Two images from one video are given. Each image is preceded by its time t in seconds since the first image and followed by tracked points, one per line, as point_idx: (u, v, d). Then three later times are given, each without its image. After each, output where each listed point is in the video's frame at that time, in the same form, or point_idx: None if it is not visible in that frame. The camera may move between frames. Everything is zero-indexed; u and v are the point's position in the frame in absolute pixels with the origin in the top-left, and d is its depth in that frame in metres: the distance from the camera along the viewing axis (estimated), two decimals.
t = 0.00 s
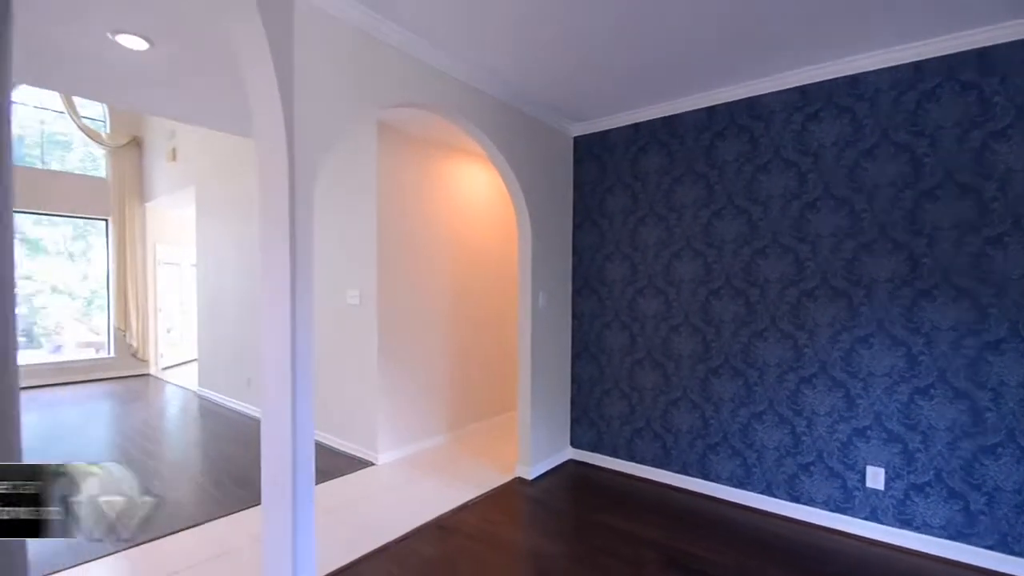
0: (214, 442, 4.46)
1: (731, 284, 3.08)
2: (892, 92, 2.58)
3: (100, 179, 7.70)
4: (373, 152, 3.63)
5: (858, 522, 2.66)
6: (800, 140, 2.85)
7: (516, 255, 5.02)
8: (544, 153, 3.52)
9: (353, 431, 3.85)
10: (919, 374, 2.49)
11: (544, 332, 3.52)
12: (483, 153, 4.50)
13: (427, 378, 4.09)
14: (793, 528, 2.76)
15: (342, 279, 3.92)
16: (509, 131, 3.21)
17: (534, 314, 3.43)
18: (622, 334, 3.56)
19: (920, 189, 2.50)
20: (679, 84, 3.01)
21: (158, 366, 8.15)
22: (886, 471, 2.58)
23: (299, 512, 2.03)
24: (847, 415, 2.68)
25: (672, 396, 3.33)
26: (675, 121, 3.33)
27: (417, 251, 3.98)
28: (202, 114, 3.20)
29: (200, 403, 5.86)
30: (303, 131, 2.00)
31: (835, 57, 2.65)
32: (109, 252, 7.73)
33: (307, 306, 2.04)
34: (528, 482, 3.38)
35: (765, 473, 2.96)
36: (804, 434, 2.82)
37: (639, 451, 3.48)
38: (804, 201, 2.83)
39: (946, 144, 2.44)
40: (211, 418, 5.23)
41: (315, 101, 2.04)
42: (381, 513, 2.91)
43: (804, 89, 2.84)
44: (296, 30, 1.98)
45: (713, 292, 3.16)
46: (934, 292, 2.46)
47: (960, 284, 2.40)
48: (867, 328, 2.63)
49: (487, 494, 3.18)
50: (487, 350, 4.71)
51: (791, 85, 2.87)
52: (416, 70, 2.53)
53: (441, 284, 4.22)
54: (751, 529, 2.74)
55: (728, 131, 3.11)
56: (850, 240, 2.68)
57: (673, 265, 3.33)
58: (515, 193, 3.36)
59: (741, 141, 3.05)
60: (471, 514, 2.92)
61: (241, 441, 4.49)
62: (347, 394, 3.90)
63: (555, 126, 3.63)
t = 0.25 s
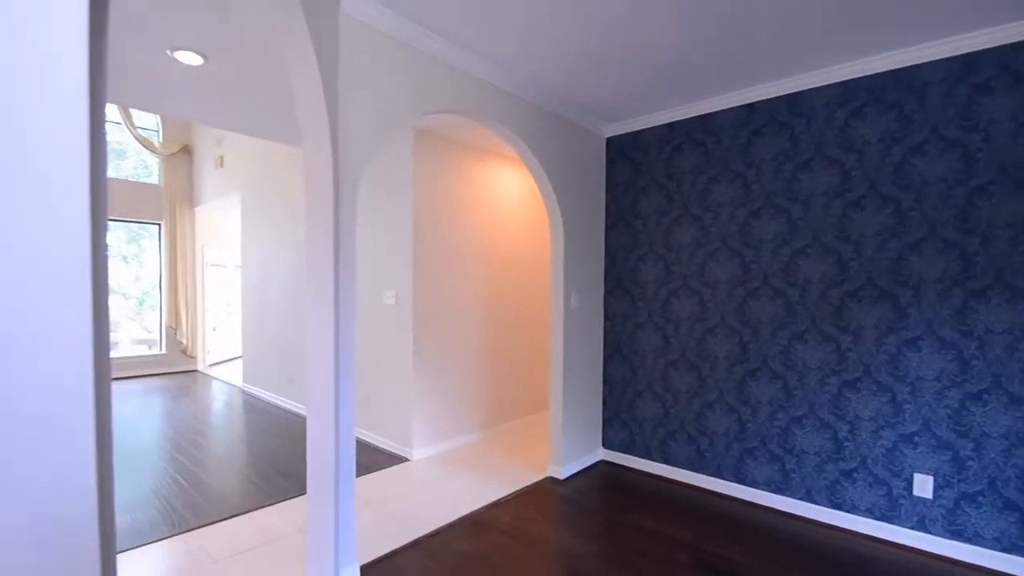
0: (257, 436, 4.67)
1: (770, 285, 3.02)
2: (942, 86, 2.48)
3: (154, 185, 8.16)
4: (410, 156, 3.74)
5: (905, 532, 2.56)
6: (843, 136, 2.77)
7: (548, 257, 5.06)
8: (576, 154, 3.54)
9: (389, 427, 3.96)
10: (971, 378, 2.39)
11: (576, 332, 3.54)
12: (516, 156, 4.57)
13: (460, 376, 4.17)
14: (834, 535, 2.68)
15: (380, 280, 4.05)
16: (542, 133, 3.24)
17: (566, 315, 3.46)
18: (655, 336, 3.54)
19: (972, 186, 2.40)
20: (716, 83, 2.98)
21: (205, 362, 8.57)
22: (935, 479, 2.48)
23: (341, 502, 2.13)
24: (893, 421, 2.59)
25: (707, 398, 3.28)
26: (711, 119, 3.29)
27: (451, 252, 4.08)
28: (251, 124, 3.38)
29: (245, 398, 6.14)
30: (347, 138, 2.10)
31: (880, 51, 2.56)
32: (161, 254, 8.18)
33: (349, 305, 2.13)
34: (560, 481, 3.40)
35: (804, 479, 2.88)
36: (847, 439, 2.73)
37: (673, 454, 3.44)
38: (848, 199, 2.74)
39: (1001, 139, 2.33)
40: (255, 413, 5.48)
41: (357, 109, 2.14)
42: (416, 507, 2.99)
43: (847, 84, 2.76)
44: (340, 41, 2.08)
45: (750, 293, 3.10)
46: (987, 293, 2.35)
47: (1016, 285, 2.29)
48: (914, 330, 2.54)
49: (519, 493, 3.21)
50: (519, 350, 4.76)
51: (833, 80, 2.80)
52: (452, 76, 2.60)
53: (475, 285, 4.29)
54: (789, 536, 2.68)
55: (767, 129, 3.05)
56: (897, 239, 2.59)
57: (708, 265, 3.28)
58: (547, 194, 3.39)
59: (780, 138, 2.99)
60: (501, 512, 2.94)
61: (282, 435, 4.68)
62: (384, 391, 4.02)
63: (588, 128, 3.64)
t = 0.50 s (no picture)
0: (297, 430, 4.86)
1: (809, 286, 2.96)
2: (993, 79, 2.38)
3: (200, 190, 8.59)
4: (444, 158, 3.83)
5: (952, 541, 2.48)
6: (886, 133, 2.69)
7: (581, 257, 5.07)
8: (609, 154, 3.55)
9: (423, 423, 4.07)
10: None
11: (608, 332, 3.55)
12: (550, 157, 4.62)
13: (493, 375, 4.24)
14: (876, 542, 2.61)
15: (415, 279, 4.16)
16: (574, 134, 3.27)
17: (598, 315, 3.47)
18: (689, 336, 3.51)
19: None
20: (752, 80, 2.93)
21: (247, 359, 8.95)
22: (985, 487, 2.39)
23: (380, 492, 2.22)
24: (940, 426, 2.51)
25: (743, 400, 3.24)
26: (747, 117, 3.24)
27: (485, 252, 4.15)
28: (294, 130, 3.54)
29: (286, 393, 6.40)
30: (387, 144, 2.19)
31: (927, 44, 2.48)
32: (208, 256, 8.60)
33: (388, 304, 2.23)
34: (591, 480, 3.42)
35: (844, 484, 2.81)
36: (890, 444, 2.65)
37: (708, 456, 3.41)
38: (892, 197, 2.66)
39: None
40: (296, 408, 5.70)
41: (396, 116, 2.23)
42: (451, 502, 3.06)
43: (891, 79, 2.68)
44: (381, 51, 2.17)
45: (788, 293, 3.04)
46: None
47: None
48: (963, 333, 2.45)
49: (551, 492, 3.23)
50: (551, 349, 4.79)
51: (876, 76, 2.72)
52: (486, 80, 2.66)
53: (507, 284, 4.35)
54: (828, 541, 2.62)
55: (806, 126, 2.98)
56: (945, 239, 2.50)
57: (744, 265, 3.24)
58: (579, 195, 3.42)
59: (820, 135, 2.92)
60: (534, 510, 2.98)
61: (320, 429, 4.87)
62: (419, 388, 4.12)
63: (620, 128, 3.65)
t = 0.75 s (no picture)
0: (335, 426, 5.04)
1: (850, 286, 2.88)
2: None
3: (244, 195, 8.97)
4: (478, 161, 3.90)
5: (1003, 551, 2.38)
6: (933, 128, 2.60)
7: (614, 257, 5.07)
8: (641, 155, 3.55)
9: (457, 421, 4.16)
10: None
11: (641, 332, 3.55)
12: (583, 158, 4.65)
13: (525, 374, 4.29)
14: (921, 550, 2.53)
15: (449, 280, 4.26)
16: (607, 136, 3.28)
17: (631, 315, 3.47)
18: (724, 337, 3.47)
19: None
20: (789, 77, 2.88)
21: (287, 357, 9.30)
22: None
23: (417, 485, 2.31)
24: (990, 431, 2.42)
25: (780, 403, 3.18)
26: (784, 114, 3.18)
27: (517, 252, 4.21)
28: (335, 136, 3.69)
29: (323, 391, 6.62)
30: (424, 150, 2.27)
31: (976, 36, 2.39)
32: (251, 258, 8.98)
33: (425, 304, 2.31)
34: (624, 481, 3.42)
35: (887, 490, 2.73)
36: (936, 449, 2.57)
37: (743, 458, 3.36)
38: (938, 195, 2.57)
39: None
40: (334, 405, 5.90)
41: (433, 123, 2.30)
42: (484, 499, 3.13)
43: (938, 72, 2.59)
44: (419, 61, 2.25)
45: (828, 294, 2.97)
46: None
47: None
48: (1016, 335, 2.35)
49: (583, 491, 3.26)
50: (583, 349, 4.80)
51: (921, 69, 2.63)
52: (519, 85, 2.72)
53: (540, 285, 4.40)
54: (870, 548, 2.55)
55: (847, 122, 2.90)
56: (996, 237, 2.41)
57: (782, 265, 3.18)
58: (612, 196, 3.43)
59: (862, 132, 2.84)
60: (566, 508, 3.01)
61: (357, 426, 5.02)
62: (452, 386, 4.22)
63: (653, 128, 3.63)
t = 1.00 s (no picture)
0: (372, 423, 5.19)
1: (890, 287, 2.81)
2: None
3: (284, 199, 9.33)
4: (512, 165, 3.99)
5: None
6: (977, 124, 2.52)
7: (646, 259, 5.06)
8: (674, 156, 3.54)
9: (489, 420, 4.24)
10: None
11: (674, 334, 3.54)
12: (615, 159, 4.67)
13: (557, 374, 4.34)
14: (966, 557, 2.46)
15: (482, 281, 4.35)
16: (639, 138, 3.30)
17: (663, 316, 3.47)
18: (759, 339, 3.43)
19: None
20: (827, 75, 2.84)
21: (325, 356, 9.63)
22: None
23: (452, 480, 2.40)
24: None
25: (818, 406, 3.12)
26: (821, 112, 3.12)
27: (549, 254, 4.27)
28: (372, 142, 3.83)
29: (359, 389, 6.82)
30: (460, 156, 2.36)
31: None
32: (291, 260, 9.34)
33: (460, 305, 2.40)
34: (656, 483, 3.43)
35: (930, 496, 2.66)
36: (982, 455, 2.50)
37: (779, 462, 3.31)
38: (983, 193, 2.50)
39: None
40: (369, 403, 6.08)
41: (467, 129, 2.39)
42: (517, 496, 3.20)
43: (983, 67, 2.51)
44: (455, 71, 2.35)
45: (867, 295, 2.90)
46: None
47: None
48: None
49: (615, 492, 3.28)
50: (614, 350, 4.81)
51: (965, 64, 2.56)
52: (551, 91, 2.77)
53: (571, 285, 4.44)
54: (913, 555, 2.49)
55: (887, 119, 2.83)
56: None
57: (819, 266, 3.12)
58: (644, 197, 3.44)
59: (902, 129, 2.77)
60: (598, 508, 3.05)
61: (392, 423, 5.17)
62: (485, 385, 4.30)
63: (686, 128, 3.62)
